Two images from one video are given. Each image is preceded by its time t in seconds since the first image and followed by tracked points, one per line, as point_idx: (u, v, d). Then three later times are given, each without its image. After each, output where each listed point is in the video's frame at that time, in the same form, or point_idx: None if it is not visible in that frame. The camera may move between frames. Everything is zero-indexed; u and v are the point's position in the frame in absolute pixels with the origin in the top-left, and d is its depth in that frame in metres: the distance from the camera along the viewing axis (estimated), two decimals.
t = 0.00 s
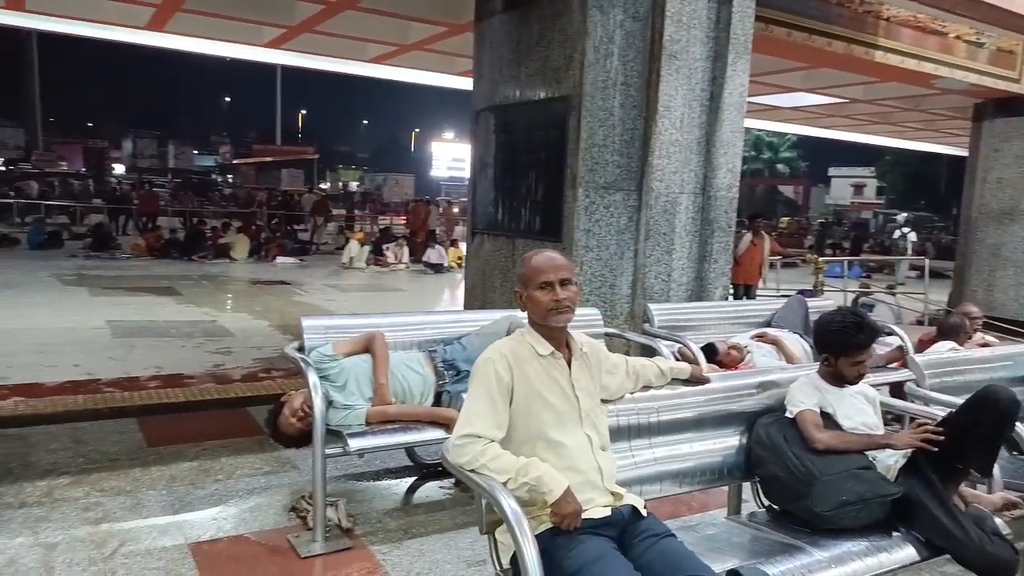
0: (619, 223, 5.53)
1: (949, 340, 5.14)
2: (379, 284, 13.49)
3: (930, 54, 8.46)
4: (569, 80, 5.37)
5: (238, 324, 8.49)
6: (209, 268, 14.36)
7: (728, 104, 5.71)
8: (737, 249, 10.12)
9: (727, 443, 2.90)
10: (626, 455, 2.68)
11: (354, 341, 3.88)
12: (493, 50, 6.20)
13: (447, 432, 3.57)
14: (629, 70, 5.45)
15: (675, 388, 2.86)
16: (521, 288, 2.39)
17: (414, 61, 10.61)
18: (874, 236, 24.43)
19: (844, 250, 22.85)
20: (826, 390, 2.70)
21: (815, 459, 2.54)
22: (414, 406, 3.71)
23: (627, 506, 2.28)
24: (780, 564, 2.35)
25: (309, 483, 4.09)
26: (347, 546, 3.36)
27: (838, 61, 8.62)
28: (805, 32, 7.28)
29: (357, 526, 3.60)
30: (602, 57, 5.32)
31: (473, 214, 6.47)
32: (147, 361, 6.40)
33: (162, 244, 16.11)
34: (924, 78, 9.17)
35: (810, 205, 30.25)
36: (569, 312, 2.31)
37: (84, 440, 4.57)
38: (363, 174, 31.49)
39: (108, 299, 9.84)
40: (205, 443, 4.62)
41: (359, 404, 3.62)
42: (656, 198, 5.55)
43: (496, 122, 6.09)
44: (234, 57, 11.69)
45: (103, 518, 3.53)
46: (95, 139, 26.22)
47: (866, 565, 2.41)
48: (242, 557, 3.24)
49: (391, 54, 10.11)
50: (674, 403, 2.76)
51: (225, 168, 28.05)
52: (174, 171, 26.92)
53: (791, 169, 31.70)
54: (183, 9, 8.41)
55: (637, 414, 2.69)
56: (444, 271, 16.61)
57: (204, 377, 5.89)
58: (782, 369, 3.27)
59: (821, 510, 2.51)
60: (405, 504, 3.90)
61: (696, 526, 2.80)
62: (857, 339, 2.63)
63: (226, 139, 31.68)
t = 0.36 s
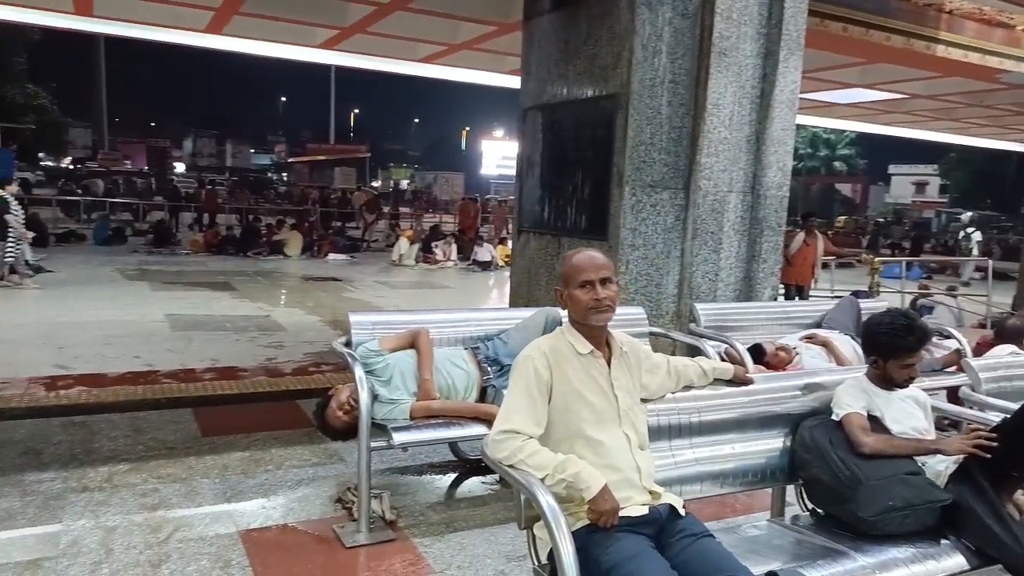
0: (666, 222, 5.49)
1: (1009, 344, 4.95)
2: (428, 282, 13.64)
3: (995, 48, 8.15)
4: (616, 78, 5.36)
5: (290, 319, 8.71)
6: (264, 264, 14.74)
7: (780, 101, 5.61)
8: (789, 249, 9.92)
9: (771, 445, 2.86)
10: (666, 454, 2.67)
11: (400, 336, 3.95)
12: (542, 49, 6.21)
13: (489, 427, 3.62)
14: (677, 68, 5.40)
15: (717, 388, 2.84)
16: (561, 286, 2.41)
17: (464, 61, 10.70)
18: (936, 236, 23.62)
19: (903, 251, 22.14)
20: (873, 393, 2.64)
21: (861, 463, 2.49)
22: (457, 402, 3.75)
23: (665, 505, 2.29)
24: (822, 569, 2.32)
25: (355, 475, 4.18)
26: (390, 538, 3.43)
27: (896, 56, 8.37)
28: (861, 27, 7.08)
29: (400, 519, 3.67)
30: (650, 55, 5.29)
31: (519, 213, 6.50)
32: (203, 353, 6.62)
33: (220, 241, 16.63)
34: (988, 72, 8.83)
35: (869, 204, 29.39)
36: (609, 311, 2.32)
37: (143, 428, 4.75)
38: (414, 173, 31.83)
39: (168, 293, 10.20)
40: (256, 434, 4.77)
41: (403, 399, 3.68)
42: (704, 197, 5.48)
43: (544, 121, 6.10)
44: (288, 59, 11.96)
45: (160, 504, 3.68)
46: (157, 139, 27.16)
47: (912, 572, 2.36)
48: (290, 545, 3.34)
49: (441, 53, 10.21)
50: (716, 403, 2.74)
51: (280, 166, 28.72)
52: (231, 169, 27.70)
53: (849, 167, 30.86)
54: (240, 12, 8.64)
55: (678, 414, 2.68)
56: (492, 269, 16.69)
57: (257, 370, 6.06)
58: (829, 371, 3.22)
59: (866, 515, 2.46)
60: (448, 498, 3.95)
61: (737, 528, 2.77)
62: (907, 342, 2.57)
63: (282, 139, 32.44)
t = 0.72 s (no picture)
0: (699, 221, 5.44)
1: None
2: (461, 279, 13.69)
3: None
4: (650, 76, 5.33)
5: (325, 315, 8.84)
6: (299, 261, 14.98)
7: (816, 98, 5.52)
8: (826, 248, 9.75)
9: (803, 446, 2.83)
10: (695, 455, 2.66)
11: (431, 334, 3.99)
12: (574, 48, 6.20)
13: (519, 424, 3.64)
14: (711, 65, 5.35)
15: (747, 390, 2.82)
16: (590, 286, 2.41)
17: (498, 59, 10.71)
18: (980, 236, 22.99)
19: (946, 250, 21.60)
20: (908, 397, 2.60)
21: (895, 467, 2.45)
22: (487, 399, 3.78)
23: (693, 506, 2.28)
24: (853, 573, 2.29)
25: (386, 471, 4.23)
26: (420, 533, 3.47)
27: (939, 51, 8.16)
28: (902, 22, 6.93)
29: (430, 514, 3.70)
30: (683, 52, 5.24)
31: (551, 211, 6.51)
32: (240, 348, 6.76)
33: (257, 238, 16.97)
34: None
35: (911, 202, 28.74)
36: (638, 311, 2.32)
37: (181, 421, 4.87)
38: (447, 170, 31.97)
39: (206, 289, 10.42)
40: (291, 428, 4.85)
41: (434, 396, 3.71)
42: (738, 195, 5.42)
43: (577, 119, 6.09)
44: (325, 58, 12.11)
45: (198, 496, 3.76)
46: (197, 137, 27.71)
47: None
48: (322, 538, 3.39)
49: (475, 52, 10.24)
50: (746, 404, 2.73)
51: (316, 164, 29.11)
52: (268, 168, 28.14)
53: (890, 164, 30.21)
54: (278, 13, 8.77)
55: (708, 415, 2.67)
56: (524, 266, 16.71)
57: (292, 365, 6.17)
58: (863, 372, 3.16)
59: (899, 520, 2.42)
60: (477, 495, 3.98)
61: (767, 530, 2.75)
62: (943, 344, 2.52)
63: (318, 137, 32.84)
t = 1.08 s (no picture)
0: (734, 223, 5.38)
1: None
2: (495, 280, 13.72)
3: None
4: (684, 77, 5.28)
5: (360, 314, 8.95)
6: (336, 260, 15.18)
7: (855, 98, 5.41)
8: (867, 249, 9.54)
9: (836, 454, 2.78)
10: (724, 461, 2.63)
11: (461, 335, 4.01)
12: (609, 48, 6.18)
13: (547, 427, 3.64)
14: (747, 66, 5.28)
15: (778, 395, 2.79)
16: (618, 290, 2.42)
17: (533, 60, 10.72)
18: None
19: (993, 253, 20.98)
20: (946, 404, 2.53)
21: (931, 476, 2.39)
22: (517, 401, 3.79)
23: (720, 513, 2.29)
24: None
25: (417, 470, 4.27)
26: (449, 534, 3.49)
27: (987, 49, 7.94)
28: (950, 19, 6.78)
29: (459, 515, 3.72)
30: (719, 53, 5.19)
31: (584, 212, 6.49)
32: (277, 347, 6.88)
33: (296, 238, 17.24)
34: None
35: (957, 203, 27.98)
36: (666, 316, 2.31)
37: (219, 418, 4.98)
38: (483, 171, 32.07)
39: (245, 288, 10.62)
40: (324, 427, 4.92)
41: (464, 397, 3.74)
42: (773, 197, 5.35)
43: (610, 120, 6.07)
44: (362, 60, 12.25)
45: (233, 493, 3.84)
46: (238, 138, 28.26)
47: None
48: (352, 536, 3.43)
49: (510, 53, 10.26)
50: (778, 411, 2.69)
51: (354, 165, 29.47)
52: (307, 168, 28.56)
53: (935, 164, 29.45)
54: (316, 16, 8.90)
55: (738, 420, 2.64)
56: (559, 267, 16.69)
57: (327, 364, 6.26)
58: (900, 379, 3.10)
59: (934, 531, 2.37)
60: (507, 496, 3.99)
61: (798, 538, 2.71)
62: (983, 352, 2.45)
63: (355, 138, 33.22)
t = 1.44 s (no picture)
0: (780, 226, 5.29)
1: None
2: (538, 281, 13.73)
3: None
4: (730, 79, 5.22)
5: (404, 315, 9.05)
6: (382, 261, 15.38)
7: (907, 99, 5.27)
8: (921, 254, 9.26)
9: (880, 465, 2.72)
10: (764, 470, 2.59)
11: (501, 338, 4.03)
12: (653, 50, 6.14)
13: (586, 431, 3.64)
14: (795, 67, 5.19)
15: (820, 404, 2.75)
16: (655, 296, 2.42)
17: (578, 62, 10.69)
18: None
19: None
20: (997, 416, 2.45)
21: (980, 490, 2.32)
22: (555, 404, 3.79)
23: (757, 523, 2.28)
24: None
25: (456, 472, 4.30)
26: (487, 536, 3.51)
27: None
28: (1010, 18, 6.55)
29: (497, 517, 3.74)
30: (765, 54, 5.11)
31: (627, 215, 6.46)
32: (323, 346, 7.01)
33: (343, 238, 17.53)
34: None
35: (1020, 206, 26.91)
36: (704, 323, 2.31)
37: (265, 416, 5.10)
38: (528, 172, 32.09)
39: (293, 288, 10.84)
40: (367, 426, 5.00)
41: (502, 399, 3.76)
42: (820, 201, 5.24)
43: (654, 122, 6.03)
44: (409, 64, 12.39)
45: (277, 489, 3.93)
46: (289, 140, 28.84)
47: None
48: (392, 535, 3.49)
49: (555, 55, 10.25)
50: (820, 420, 2.64)
51: (401, 166, 29.82)
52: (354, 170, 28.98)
53: (997, 165, 28.39)
54: (363, 21, 9.04)
55: (779, 428, 2.60)
56: (603, 269, 16.62)
57: (370, 364, 6.34)
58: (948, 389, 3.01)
59: (983, 546, 2.31)
60: (545, 500, 4.00)
61: (840, 549, 2.66)
62: None
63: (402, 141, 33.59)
